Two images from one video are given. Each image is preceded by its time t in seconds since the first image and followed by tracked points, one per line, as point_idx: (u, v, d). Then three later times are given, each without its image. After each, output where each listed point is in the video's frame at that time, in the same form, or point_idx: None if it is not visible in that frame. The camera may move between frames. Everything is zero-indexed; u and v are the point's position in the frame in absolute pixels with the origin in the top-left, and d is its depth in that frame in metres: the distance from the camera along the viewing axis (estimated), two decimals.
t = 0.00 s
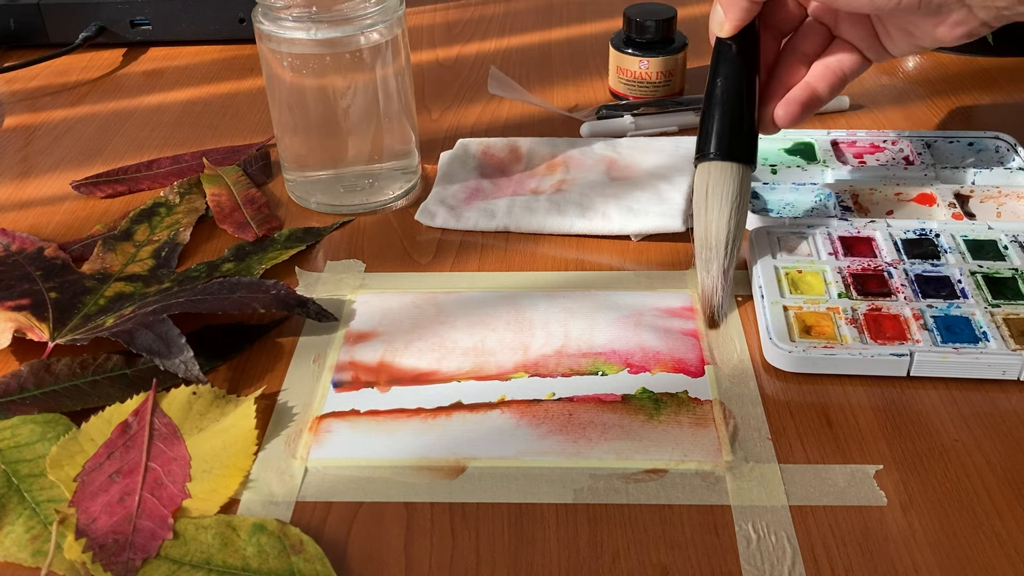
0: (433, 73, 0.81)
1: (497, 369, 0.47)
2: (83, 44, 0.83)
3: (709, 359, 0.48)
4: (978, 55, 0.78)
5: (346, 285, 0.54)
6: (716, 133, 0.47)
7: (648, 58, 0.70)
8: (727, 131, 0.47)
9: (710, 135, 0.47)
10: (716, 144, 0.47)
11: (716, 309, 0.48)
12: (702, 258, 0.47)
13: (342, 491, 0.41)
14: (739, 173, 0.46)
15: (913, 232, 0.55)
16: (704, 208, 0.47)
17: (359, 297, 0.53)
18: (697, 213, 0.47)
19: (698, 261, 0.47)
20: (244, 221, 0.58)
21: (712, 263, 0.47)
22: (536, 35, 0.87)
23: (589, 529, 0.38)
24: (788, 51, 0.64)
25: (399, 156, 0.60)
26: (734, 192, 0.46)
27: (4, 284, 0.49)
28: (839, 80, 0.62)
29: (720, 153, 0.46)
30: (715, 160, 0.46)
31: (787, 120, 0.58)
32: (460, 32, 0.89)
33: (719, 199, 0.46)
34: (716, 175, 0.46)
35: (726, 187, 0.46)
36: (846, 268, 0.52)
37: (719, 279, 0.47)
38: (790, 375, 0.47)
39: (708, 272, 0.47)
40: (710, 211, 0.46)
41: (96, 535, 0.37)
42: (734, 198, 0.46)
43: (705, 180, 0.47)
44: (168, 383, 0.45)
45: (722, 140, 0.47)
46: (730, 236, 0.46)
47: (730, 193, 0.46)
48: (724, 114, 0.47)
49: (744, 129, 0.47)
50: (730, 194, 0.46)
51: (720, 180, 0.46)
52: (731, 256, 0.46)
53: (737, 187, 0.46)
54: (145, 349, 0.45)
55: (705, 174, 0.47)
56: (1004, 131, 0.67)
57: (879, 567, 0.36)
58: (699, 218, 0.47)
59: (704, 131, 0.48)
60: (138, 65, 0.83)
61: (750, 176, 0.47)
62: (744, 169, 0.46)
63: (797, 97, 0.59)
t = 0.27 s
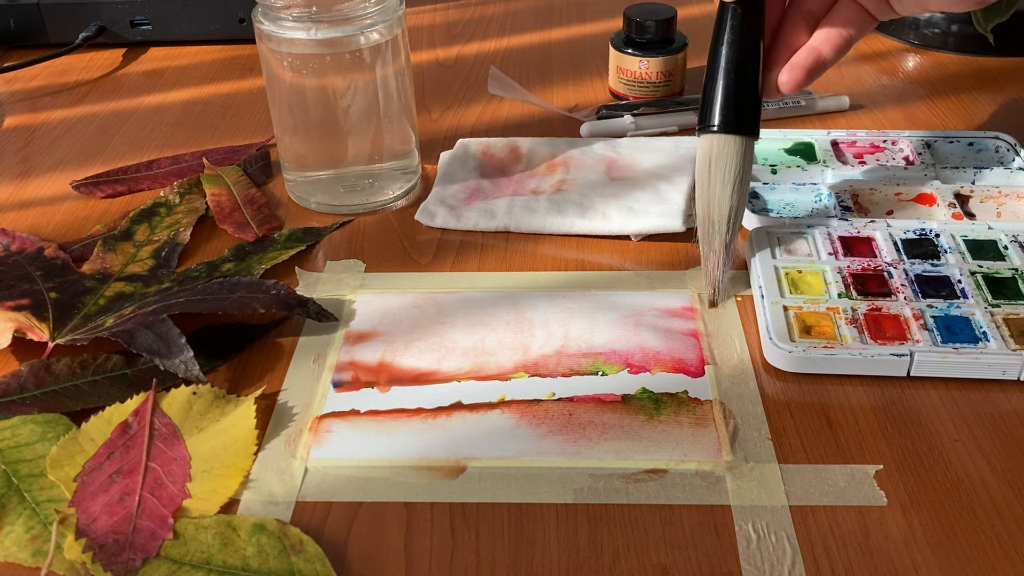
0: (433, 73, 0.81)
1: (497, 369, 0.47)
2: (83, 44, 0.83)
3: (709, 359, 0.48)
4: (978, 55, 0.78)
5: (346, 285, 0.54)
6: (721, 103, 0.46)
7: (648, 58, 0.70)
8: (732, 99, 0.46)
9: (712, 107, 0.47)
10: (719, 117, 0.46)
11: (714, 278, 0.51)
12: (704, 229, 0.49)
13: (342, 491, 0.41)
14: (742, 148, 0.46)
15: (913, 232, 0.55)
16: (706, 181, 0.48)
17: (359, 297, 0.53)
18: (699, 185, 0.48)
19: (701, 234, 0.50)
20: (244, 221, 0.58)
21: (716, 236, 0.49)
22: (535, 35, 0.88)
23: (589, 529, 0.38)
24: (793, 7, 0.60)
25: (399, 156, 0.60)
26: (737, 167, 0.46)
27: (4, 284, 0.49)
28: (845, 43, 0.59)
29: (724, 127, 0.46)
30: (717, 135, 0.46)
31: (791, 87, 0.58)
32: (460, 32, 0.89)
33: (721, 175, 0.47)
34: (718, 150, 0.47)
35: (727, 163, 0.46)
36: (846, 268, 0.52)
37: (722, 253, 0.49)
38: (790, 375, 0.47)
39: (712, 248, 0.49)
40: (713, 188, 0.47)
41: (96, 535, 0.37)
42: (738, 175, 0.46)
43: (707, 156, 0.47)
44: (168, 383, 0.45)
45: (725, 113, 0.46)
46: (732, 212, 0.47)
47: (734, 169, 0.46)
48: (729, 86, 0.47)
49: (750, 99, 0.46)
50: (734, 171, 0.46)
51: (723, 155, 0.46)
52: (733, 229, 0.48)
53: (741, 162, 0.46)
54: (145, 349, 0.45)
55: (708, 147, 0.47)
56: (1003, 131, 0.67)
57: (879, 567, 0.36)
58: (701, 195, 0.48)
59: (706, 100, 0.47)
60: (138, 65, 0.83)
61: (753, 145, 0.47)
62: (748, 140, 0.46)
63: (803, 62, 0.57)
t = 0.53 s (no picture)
0: (433, 73, 0.81)
1: (497, 369, 0.47)
2: (83, 44, 0.83)
3: (709, 359, 0.48)
4: (978, 55, 0.78)
5: (346, 285, 0.54)
6: None
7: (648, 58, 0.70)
8: None
9: None
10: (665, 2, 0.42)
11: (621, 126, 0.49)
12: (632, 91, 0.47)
13: (342, 491, 0.41)
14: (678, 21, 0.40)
15: (913, 232, 0.55)
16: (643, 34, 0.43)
17: (359, 297, 0.53)
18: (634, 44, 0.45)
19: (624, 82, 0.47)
20: (244, 221, 0.58)
21: (637, 97, 0.46)
22: (536, 35, 0.88)
23: (589, 529, 0.38)
24: None
25: (399, 156, 0.60)
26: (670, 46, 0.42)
27: (4, 284, 0.49)
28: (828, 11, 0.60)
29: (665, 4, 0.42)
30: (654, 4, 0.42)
31: None
32: (460, 32, 0.89)
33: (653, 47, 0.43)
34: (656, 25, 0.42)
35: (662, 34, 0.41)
36: (846, 268, 0.52)
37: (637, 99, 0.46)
38: (791, 376, 0.47)
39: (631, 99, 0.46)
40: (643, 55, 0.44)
41: (96, 535, 0.37)
42: (670, 46, 0.42)
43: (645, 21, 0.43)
44: (168, 383, 0.45)
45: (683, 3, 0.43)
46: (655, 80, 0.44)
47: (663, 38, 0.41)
48: None
49: None
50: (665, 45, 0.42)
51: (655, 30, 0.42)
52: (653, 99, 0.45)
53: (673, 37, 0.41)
54: (145, 349, 0.45)
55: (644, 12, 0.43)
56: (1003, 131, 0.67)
57: (879, 567, 0.36)
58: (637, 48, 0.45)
59: None
60: (138, 65, 0.83)
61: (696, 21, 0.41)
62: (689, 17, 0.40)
63: None
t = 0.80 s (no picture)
0: (433, 73, 0.81)
1: (497, 369, 0.47)
2: (83, 44, 0.83)
3: (709, 359, 0.48)
4: (978, 55, 0.78)
5: (346, 285, 0.54)
6: (666, 58, 0.52)
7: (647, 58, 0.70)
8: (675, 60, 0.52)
9: (659, 61, 0.53)
10: (662, 75, 0.53)
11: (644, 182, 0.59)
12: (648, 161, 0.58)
13: (342, 491, 0.41)
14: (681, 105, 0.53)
15: (913, 232, 0.55)
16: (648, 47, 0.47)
17: (359, 297, 0.53)
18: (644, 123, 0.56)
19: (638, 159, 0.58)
20: (244, 221, 0.58)
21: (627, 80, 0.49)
22: (535, 35, 0.88)
23: (589, 529, 0.38)
24: None
25: (399, 156, 0.60)
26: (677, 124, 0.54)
27: (4, 284, 0.49)
28: None
29: (666, 82, 0.53)
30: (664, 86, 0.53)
31: None
32: (460, 32, 0.89)
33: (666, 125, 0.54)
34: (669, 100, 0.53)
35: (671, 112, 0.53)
36: (846, 268, 0.52)
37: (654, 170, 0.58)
38: (790, 375, 0.47)
39: (647, 170, 0.58)
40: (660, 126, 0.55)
41: (96, 535, 0.37)
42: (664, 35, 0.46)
43: (654, 101, 0.54)
44: (168, 383, 0.45)
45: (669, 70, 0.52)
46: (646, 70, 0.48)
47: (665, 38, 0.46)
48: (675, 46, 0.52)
49: (693, 53, 0.52)
50: (671, 126, 0.54)
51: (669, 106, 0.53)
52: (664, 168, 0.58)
53: (680, 117, 0.54)
54: (145, 349, 0.45)
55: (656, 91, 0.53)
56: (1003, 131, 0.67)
57: (879, 567, 0.36)
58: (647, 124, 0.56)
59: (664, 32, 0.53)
60: (138, 65, 0.83)
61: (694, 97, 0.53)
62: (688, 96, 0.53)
63: None
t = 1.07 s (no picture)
0: (433, 73, 0.81)
1: (497, 370, 0.47)
2: (83, 44, 0.83)
3: (709, 359, 0.48)
4: (978, 55, 0.78)
5: (346, 285, 0.54)
6: (722, 63, 0.38)
7: (647, 58, 0.70)
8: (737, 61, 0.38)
9: (714, 64, 0.39)
10: (721, 80, 0.38)
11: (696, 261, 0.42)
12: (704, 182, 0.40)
13: (342, 491, 0.41)
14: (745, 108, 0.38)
15: (913, 232, 0.55)
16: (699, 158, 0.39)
17: (359, 297, 0.53)
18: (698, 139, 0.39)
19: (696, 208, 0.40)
20: (244, 221, 0.58)
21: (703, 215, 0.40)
22: (535, 35, 0.88)
23: (589, 529, 0.38)
24: None
25: (399, 156, 0.60)
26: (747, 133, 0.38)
27: (4, 284, 0.49)
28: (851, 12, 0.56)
29: (725, 92, 0.38)
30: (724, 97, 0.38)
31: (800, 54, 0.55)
32: (460, 32, 0.89)
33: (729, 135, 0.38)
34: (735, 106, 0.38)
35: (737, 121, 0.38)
36: (846, 268, 0.52)
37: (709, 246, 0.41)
38: (790, 375, 0.47)
39: (710, 209, 0.39)
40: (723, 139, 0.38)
41: (96, 535, 0.37)
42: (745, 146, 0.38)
43: (710, 125, 0.38)
44: (168, 383, 0.45)
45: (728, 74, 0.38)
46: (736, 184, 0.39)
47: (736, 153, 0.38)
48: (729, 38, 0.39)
49: (757, 61, 0.38)
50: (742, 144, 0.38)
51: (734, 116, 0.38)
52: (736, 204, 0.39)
53: (749, 133, 0.38)
54: (145, 349, 0.45)
55: (708, 115, 0.39)
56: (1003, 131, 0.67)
57: (879, 567, 0.36)
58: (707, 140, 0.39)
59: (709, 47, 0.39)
60: (138, 65, 0.83)
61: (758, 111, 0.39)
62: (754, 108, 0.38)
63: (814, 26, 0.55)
